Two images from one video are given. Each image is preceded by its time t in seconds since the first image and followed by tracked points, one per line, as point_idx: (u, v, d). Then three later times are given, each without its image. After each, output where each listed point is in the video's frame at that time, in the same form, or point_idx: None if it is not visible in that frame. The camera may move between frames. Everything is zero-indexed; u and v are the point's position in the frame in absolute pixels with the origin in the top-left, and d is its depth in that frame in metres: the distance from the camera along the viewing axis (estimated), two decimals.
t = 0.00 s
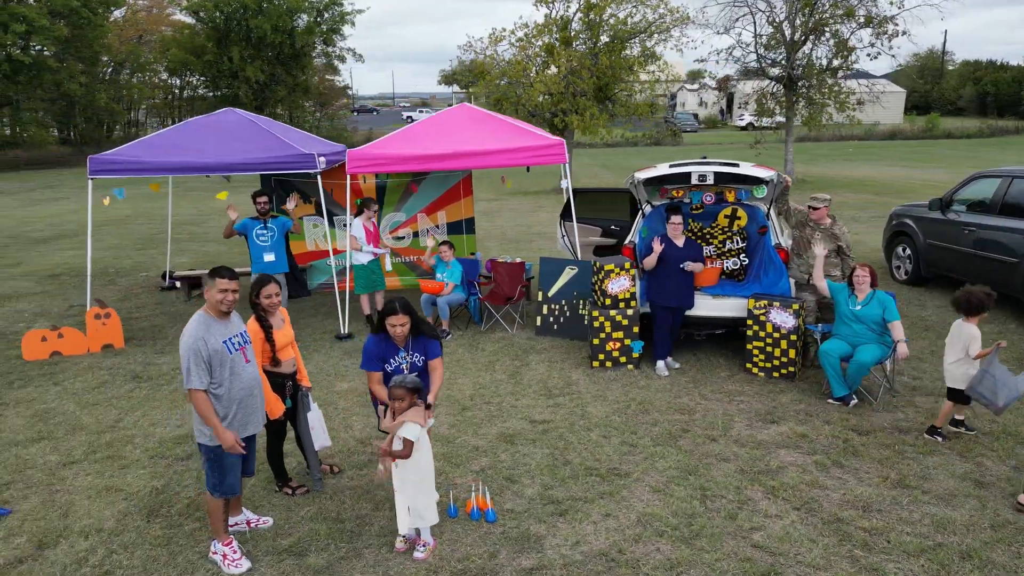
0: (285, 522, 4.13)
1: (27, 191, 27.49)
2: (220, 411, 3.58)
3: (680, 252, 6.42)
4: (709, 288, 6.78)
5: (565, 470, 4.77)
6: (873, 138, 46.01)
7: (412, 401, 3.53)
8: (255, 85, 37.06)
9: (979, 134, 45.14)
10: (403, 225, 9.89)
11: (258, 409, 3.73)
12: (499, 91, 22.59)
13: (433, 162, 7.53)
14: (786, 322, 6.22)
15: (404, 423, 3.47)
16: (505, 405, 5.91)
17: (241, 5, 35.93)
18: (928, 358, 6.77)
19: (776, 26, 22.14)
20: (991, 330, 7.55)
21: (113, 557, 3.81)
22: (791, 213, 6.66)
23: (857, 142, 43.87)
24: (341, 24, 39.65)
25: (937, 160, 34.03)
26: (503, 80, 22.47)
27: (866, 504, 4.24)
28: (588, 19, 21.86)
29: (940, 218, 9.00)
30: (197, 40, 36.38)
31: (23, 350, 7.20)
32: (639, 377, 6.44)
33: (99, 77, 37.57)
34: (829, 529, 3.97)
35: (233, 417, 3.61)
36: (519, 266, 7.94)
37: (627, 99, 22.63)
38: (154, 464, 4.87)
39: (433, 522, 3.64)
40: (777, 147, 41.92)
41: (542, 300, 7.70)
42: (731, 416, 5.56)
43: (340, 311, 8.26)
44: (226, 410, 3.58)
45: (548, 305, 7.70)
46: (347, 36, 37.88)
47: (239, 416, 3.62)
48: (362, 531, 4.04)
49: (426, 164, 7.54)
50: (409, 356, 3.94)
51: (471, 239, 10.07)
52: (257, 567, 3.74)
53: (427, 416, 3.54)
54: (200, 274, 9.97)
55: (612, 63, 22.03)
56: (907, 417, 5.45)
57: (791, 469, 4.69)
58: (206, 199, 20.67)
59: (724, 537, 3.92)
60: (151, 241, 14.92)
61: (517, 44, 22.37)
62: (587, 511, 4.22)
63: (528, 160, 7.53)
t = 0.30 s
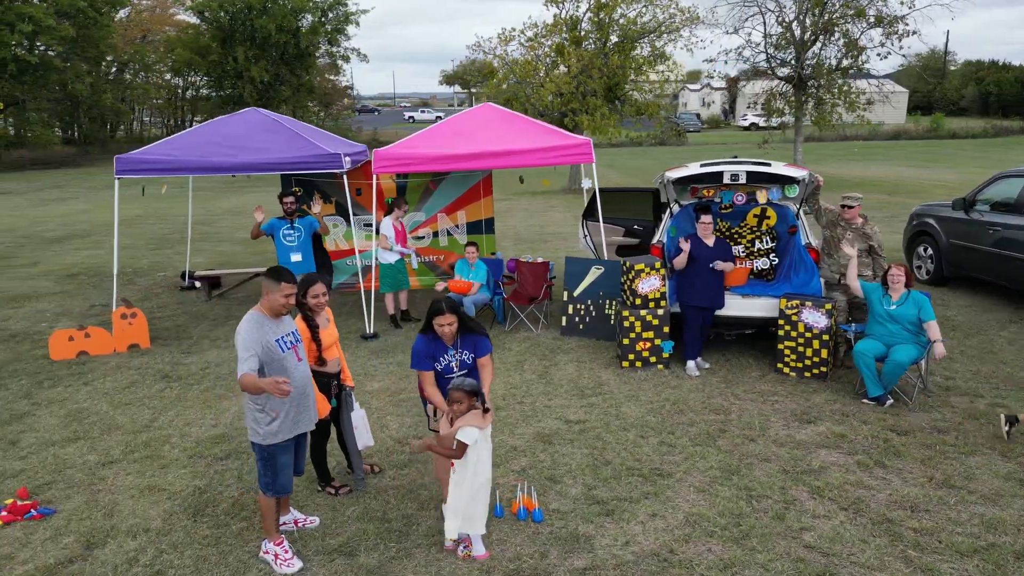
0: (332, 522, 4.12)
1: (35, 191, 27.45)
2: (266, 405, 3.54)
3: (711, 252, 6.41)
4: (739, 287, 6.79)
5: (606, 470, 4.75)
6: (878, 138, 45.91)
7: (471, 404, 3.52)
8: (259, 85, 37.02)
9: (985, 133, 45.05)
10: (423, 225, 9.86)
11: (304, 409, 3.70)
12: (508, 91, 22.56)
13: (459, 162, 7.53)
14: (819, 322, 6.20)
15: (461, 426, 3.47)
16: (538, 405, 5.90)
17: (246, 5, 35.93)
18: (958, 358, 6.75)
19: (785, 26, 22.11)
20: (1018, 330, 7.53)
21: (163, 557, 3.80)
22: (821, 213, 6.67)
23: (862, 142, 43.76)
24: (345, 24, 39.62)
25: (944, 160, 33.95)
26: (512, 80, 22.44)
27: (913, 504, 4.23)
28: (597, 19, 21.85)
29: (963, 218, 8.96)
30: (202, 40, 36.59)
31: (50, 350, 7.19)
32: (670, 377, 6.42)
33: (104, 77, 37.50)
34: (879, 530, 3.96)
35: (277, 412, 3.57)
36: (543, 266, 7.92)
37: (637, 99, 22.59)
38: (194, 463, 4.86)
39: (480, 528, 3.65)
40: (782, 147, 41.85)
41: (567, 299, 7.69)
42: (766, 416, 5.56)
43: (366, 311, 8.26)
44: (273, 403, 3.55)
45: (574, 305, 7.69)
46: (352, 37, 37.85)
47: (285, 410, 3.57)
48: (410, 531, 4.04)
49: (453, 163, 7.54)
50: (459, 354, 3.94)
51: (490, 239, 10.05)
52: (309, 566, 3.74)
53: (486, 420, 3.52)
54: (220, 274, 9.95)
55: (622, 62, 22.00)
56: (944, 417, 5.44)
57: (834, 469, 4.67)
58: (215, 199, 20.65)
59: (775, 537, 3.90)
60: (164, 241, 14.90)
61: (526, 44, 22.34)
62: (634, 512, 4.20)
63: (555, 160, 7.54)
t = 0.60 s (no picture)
0: (378, 522, 4.13)
1: (42, 191, 27.46)
2: (317, 402, 3.59)
3: (742, 253, 6.40)
4: (768, 287, 6.81)
5: (646, 469, 4.76)
6: (883, 138, 45.88)
7: (530, 402, 3.63)
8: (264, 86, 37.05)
9: (989, 133, 45.02)
10: (443, 225, 9.88)
11: (357, 410, 3.72)
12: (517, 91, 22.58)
13: (484, 162, 7.54)
14: (850, 322, 6.20)
15: (523, 425, 3.58)
16: (570, 405, 5.91)
17: (250, 6, 35.95)
18: (988, 358, 6.75)
19: (794, 25, 22.10)
20: None
21: (215, 557, 3.80)
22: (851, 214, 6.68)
23: (867, 142, 43.76)
24: (349, 24, 39.61)
25: (950, 160, 33.92)
26: (521, 81, 22.46)
27: (957, 504, 4.23)
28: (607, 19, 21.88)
29: (985, 219, 8.94)
30: (207, 40, 36.57)
31: (77, 350, 7.21)
32: (701, 377, 6.43)
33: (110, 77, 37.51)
34: (927, 531, 3.96)
35: (328, 409, 3.61)
36: (567, 266, 7.93)
37: (646, 100, 22.60)
38: (234, 463, 4.88)
39: (549, 531, 3.68)
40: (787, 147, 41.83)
41: (592, 299, 7.68)
42: (800, 416, 5.57)
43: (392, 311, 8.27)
44: (325, 399, 3.59)
45: (599, 305, 7.69)
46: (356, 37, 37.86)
47: (336, 407, 3.60)
48: (457, 531, 4.05)
49: (478, 164, 7.55)
50: (508, 353, 3.95)
51: (509, 239, 10.05)
52: (361, 566, 3.75)
53: (543, 417, 3.64)
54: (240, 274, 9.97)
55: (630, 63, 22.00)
56: (979, 417, 5.44)
57: (875, 470, 4.67)
58: (226, 199, 20.67)
59: (824, 537, 3.90)
60: (178, 241, 14.91)
61: (535, 45, 22.35)
62: (679, 512, 4.21)
63: (581, 161, 7.56)
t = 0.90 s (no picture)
0: (425, 519, 4.15)
1: (50, 191, 27.48)
2: (372, 396, 3.66)
3: (773, 252, 6.40)
4: (797, 285, 6.84)
5: (686, 467, 4.78)
6: (887, 138, 45.81)
7: (583, 396, 3.71)
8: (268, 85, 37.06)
9: (994, 133, 44.97)
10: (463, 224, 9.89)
11: (409, 406, 3.79)
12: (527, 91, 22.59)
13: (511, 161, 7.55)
14: (881, 320, 6.20)
15: (579, 418, 3.62)
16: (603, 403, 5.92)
17: (255, 6, 35.96)
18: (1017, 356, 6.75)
19: (803, 25, 22.09)
20: None
21: (267, 553, 3.83)
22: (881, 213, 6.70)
23: (872, 142, 43.70)
24: (354, 24, 39.61)
25: (956, 160, 33.87)
26: (530, 80, 22.47)
27: (1001, 502, 4.24)
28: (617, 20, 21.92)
29: (1007, 218, 8.94)
30: (211, 40, 36.57)
31: (106, 349, 7.23)
32: (731, 375, 6.45)
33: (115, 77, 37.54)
34: (975, 529, 3.96)
35: (382, 404, 3.68)
36: (592, 266, 7.93)
37: (654, 100, 22.60)
38: (276, 460, 4.90)
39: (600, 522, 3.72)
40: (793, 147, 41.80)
41: (618, 298, 7.70)
42: (834, 414, 5.59)
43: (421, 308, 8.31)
44: (380, 394, 3.66)
45: (625, 304, 7.72)
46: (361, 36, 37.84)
47: (391, 400, 3.67)
48: (505, 527, 4.07)
49: (504, 163, 7.55)
50: (556, 349, 3.97)
51: (529, 238, 10.05)
52: (413, 562, 3.77)
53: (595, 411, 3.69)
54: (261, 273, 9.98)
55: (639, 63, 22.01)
56: (1014, 415, 5.45)
57: (915, 468, 4.68)
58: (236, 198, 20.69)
59: (872, 534, 3.92)
60: (193, 241, 14.94)
61: (544, 45, 22.36)
62: (725, 509, 4.22)
63: (607, 159, 7.56)
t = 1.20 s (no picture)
0: (482, 520, 4.16)
1: (58, 191, 27.46)
2: (434, 395, 3.67)
3: (810, 252, 6.41)
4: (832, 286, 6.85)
5: (735, 468, 4.78)
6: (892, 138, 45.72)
7: (643, 398, 3.68)
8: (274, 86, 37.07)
9: (999, 133, 44.88)
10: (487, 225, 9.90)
11: (470, 406, 3.79)
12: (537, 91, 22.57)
13: (543, 162, 7.57)
14: (919, 321, 6.20)
15: (641, 421, 3.63)
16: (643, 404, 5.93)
17: (260, 6, 35.90)
18: None
19: (813, 25, 22.06)
20: None
21: (330, 553, 3.84)
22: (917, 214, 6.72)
23: (877, 142, 43.58)
24: (359, 24, 39.58)
25: (963, 160, 33.82)
26: (540, 80, 22.44)
27: None
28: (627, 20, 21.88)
29: None
30: (217, 40, 36.53)
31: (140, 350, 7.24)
32: (767, 376, 6.45)
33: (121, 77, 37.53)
34: None
35: (443, 404, 3.68)
36: (621, 266, 7.93)
37: (665, 100, 22.57)
38: (324, 461, 4.91)
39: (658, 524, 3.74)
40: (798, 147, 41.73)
41: (649, 299, 7.68)
42: (877, 415, 5.59)
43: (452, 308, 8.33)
44: (442, 393, 3.67)
45: (655, 305, 7.71)
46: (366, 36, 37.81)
47: (452, 400, 3.67)
48: (563, 528, 4.07)
49: (536, 163, 7.57)
50: (615, 352, 3.96)
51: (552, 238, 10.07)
52: (475, 562, 3.78)
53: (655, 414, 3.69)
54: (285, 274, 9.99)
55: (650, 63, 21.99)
56: None
57: (965, 469, 4.68)
58: (248, 198, 20.68)
59: (931, 536, 3.92)
60: (209, 241, 14.93)
61: (554, 45, 22.32)
62: (780, 510, 4.23)
63: (639, 160, 7.56)
